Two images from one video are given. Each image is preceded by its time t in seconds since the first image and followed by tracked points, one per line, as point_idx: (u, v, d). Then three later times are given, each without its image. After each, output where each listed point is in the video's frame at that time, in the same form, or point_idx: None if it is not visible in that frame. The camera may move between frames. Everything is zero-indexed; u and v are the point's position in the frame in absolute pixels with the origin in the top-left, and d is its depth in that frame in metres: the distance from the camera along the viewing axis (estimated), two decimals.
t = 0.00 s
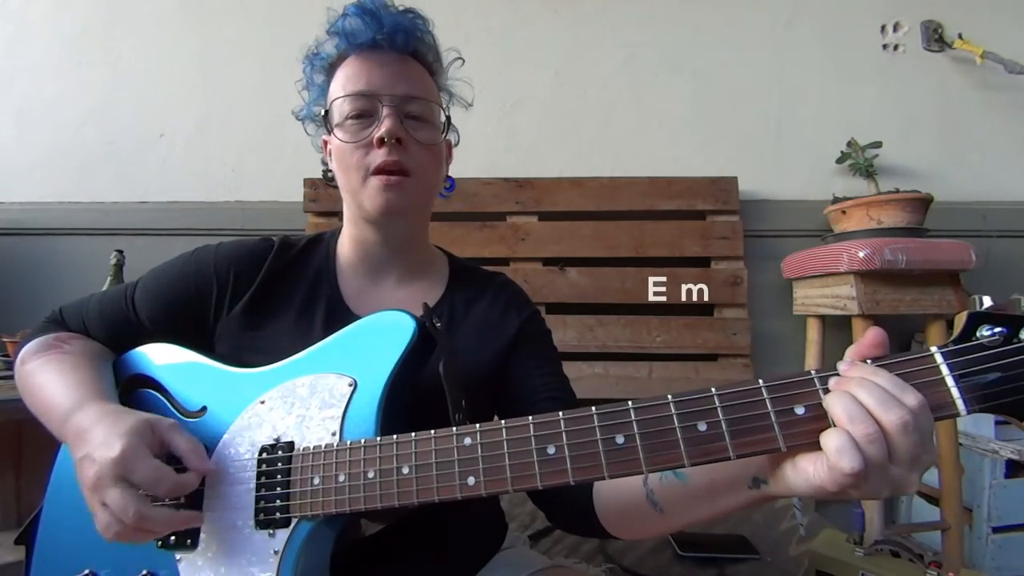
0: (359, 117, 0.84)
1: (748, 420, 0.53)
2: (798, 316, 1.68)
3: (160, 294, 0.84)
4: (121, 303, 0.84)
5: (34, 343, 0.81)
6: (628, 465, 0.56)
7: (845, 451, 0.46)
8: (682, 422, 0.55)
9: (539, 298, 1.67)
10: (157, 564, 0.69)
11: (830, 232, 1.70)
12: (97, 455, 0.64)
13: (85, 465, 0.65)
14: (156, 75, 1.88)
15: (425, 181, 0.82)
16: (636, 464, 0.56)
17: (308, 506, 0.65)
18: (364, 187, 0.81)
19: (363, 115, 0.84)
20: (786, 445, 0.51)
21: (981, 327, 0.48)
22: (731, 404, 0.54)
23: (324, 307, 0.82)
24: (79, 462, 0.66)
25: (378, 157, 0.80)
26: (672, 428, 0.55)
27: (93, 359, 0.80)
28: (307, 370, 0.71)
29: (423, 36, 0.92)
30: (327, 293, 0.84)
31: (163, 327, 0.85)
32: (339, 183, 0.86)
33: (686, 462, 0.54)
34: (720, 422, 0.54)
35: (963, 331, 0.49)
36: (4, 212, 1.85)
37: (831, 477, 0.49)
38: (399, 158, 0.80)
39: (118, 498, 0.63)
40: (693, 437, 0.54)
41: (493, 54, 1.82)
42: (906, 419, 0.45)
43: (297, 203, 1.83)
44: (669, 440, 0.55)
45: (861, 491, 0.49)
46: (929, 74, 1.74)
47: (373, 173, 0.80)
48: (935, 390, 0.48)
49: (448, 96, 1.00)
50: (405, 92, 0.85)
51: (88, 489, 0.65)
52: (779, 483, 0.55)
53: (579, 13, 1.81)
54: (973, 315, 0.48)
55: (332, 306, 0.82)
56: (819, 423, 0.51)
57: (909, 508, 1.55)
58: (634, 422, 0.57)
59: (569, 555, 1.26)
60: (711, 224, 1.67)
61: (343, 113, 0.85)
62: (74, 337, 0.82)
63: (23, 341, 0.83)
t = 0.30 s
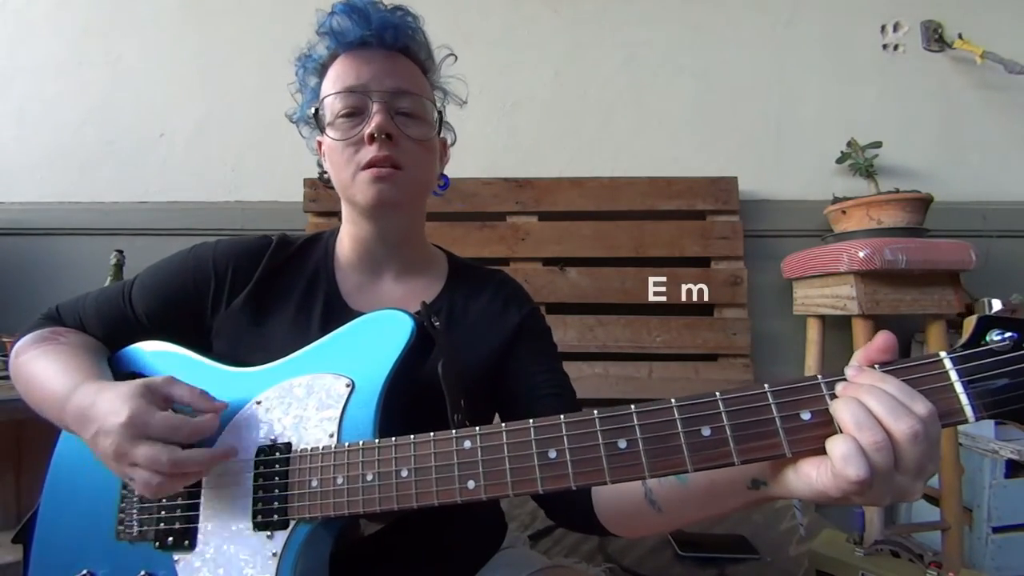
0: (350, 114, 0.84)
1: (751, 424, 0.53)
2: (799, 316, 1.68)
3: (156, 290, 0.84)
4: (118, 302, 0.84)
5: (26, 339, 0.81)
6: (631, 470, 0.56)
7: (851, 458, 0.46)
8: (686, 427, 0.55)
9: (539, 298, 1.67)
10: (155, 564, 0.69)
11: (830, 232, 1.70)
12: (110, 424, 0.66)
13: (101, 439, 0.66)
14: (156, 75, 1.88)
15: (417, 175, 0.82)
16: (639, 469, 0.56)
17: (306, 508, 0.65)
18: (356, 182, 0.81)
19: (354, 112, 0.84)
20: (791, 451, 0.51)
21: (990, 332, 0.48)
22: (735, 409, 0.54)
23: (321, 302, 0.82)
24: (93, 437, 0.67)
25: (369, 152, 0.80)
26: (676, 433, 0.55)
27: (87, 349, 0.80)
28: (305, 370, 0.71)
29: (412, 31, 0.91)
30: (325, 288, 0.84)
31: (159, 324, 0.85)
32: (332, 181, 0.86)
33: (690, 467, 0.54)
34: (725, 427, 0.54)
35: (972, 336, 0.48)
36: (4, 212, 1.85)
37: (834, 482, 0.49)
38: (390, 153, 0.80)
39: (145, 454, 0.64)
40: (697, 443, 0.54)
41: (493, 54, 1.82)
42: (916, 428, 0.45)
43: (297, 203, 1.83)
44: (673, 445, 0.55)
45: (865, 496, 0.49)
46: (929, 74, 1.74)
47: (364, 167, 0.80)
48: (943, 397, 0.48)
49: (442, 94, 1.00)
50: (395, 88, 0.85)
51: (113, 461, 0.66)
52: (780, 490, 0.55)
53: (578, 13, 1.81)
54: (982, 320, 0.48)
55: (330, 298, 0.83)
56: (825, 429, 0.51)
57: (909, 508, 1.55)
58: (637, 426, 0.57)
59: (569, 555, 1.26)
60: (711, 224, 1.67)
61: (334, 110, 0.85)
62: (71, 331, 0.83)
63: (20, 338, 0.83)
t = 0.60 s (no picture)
0: (353, 114, 0.84)
1: (748, 422, 0.53)
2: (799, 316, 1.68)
3: (156, 293, 0.84)
4: (117, 304, 0.84)
5: (30, 342, 0.81)
6: (628, 468, 0.56)
7: (845, 452, 0.46)
8: (681, 424, 0.55)
9: (539, 298, 1.67)
10: (155, 565, 0.70)
11: (830, 232, 1.70)
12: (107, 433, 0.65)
13: (95, 445, 0.66)
14: (156, 76, 1.88)
15: (428, 167, 0.82)
16: (635, 466, 0.56)
17: (305, 508, 0.66)
18: (369, 180, 0.80)
19: (359, 111, 0.84)
20: (788, 448, 0.51)
21: (986, 327, 0.48)
22: (730, 406, 0.54)
23: (320, 304, 0.83)
24: (89, 442, 0.67)
25: (380, 149, 0.80)
26: (671, 430, 0.55)
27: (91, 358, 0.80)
28: (304, 371, 0.71)
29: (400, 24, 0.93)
30: (324, 290, 0.84)
31: (159, 327, 0.85)
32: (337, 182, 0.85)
33: (686, 464, 0.54)
34: (721, 424, 0.54)
35: (967, 332, 0.49)
36: (4, 212, 1.85)
37: (830, 478, 0.49)
38: (404, 149, 0.80)
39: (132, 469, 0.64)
40: (693, 440, 0.54)
41: (493, 54, 1.82)
42: (910, 423, 0.45)
43: (297, 203, 1.83)
44: (669, 442, 0.55)
45: (860, 492, 0.49)
46: (929, 74, 1.74)
47: (375, 164, 0.80)
48: (939, 392, 0.48)
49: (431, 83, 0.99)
50: (398, 86, 0.86)
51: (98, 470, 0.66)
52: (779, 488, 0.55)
53: (578, 13, 1.81)
54: (977, 315, 0.48)
55: (328, 300, 0.83)
56: (820, 425, 0.51)
57: (909, 509, 1.55)
58: (633, 423, 0.57)
59: (569, 555, 1.26)
60: (711, 224, 1.67)
61: (337, 112, 0.85)
62: (71, 335, 0.82)
63: (19, 343, 0.83)
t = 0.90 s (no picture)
0: (363, 108, 0.84)
1: (745, 424, 0.53)
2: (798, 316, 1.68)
3: (153, 293, 0.84)
4: (115, 304, 0.84)
5: (23, 353, 0.80)
6: (626, 471, 0.56)
7: (814, 464, 0.46)
8: (679, 427, 0.55)
9: (538, 298, 1.67)
10: (153, 566, 0.69)
11: (830, 232, 1.70)
12: (94, 486, 0.66)
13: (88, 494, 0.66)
14: (156, 75, 1.88)
15: (436, 168, 0.82)
16: (633, 469, 0.56)
17: (304, 510, 0.66)
18: (377, 176, 0.79)
19: (367, 106, 0.84)
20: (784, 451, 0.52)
21: (981, 331, 0.48)
22: (727, 408, 0.54)
23: (318, 305, 0.83)
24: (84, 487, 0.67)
25: (391, 145, 0.79)
26: (670, 433, 0.55)
27: (85, 372, 0.79)
28: (304, 372, 0.71)
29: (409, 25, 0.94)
30: (323, 291, 0.84)
31: (156, 327, 0.85)
32: (342, 177, 0.84)
33: (684, 467, 0.54)
34: (718, 427, 0.54)
35: (962, 337, 0.49)
36: (5, 212, 1.86)
37: (800, 490, 0.49)
38: (413, 146, 0.80)
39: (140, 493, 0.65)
40: (691, 443, 0.54)
41: (492, 54, 1.82)
42: (876, 435, 0.45)
43: (297, 203, 1.83)
44: (667, 445, 0.55)
45: (831, 504, 0.49)
46: (929, 74, 1.73)
47: (385, 160, 0.79)
48: (934, 397, 0.49)
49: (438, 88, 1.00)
50: (407, 83, 0.86)
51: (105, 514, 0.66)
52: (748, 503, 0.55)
53: (578, 13, 1.80)
54: (972, 320, 0.48)
55: (327, 302, 0.83)
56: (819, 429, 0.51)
57: (909, 508, 1.55)
58: (631, 426, 0.57)
59: (569, 555, 1.26)
60: (711, 224, 1.67)
61: (345, 105, 0.84)
62: (65, 344, 0.82)
63: (9, 355, 0.82)
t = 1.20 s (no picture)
0: (392, 124, 0.81)
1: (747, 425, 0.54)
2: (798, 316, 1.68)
3: (152, 290, 0.83)
4: (114, 304, 0.84)
5: (20, 347, 0.80)
6: (629, 472, 0.56)
7: (686, 489, 0.50)
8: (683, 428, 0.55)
9: (538, 298, 1.67)
10: (154, 566, 0.69)
11: (830, 232, 1.70)
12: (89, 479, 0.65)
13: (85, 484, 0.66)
14: (156, 75, 1.88)
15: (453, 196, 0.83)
16: (637, 469, 0.56)
17: (308, 508, 0.66)
18: (396, 198, 0.79)
19: (396, 122, 0.81)
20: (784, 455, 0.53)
21: (972, 339, 0.50)
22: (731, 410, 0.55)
23: (320, 306, 0.82)
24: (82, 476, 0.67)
25: (415, 171, 0.78)
26: (673, 434, 0.56)
27: (82, 364, 0.79)
28: (308, 372, 0.71)
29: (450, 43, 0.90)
30: (325, 292, 0.84)
31: (155, 324, 0.85)
32: (357, 185, 0.83)
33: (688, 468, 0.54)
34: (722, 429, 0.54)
35: (954, 344, 0.51)
36: (5, 212, 1.85)
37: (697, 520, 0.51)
38: (437, 175, 0.79)
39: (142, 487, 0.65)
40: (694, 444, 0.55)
41: (493, 54, 1.82)
42: (733, 451, 0.49)
43: (297, 203, 1.83)
44: (671, 447, 0.55)
45: (737, 535, 0.49)
46: (929, 74, 1.74)
47: (408, 185, 0.79)
48: (928, 401, 0.50)
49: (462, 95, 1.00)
50: (439, 102, 0.83)
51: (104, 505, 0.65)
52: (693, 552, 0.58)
53: (578, 13, 1.80)
54: (964, 327, 0.50)
55: (330, 303, 0.83)
56: (816, 431, 0.53)
57: (909, 508, 1.55)
58: (635, 427, 0.57)
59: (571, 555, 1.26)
60: (711, 224, 1.67)
61: (375, 116, 0.81)
62: (62, 340, 0.82)
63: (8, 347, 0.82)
